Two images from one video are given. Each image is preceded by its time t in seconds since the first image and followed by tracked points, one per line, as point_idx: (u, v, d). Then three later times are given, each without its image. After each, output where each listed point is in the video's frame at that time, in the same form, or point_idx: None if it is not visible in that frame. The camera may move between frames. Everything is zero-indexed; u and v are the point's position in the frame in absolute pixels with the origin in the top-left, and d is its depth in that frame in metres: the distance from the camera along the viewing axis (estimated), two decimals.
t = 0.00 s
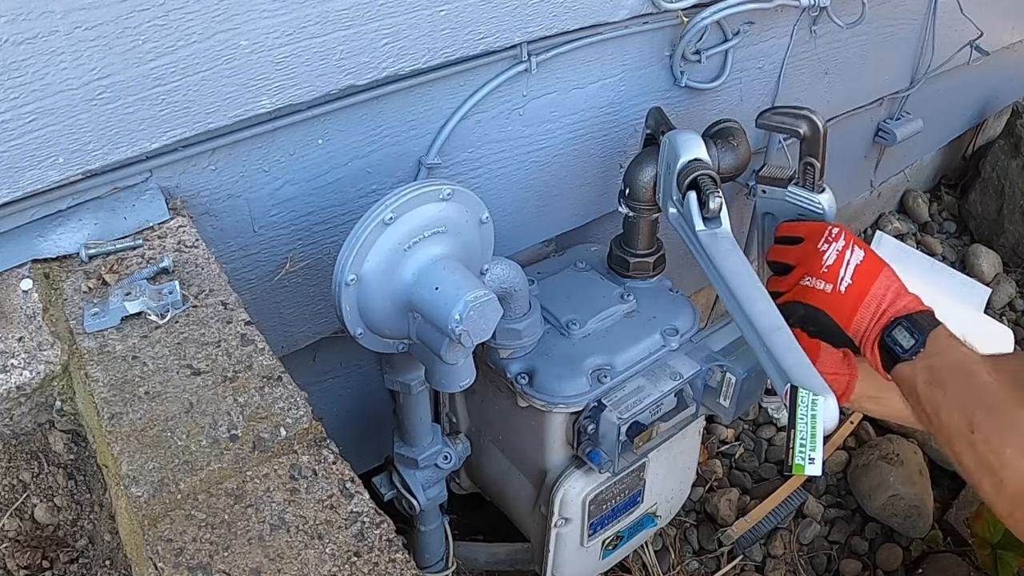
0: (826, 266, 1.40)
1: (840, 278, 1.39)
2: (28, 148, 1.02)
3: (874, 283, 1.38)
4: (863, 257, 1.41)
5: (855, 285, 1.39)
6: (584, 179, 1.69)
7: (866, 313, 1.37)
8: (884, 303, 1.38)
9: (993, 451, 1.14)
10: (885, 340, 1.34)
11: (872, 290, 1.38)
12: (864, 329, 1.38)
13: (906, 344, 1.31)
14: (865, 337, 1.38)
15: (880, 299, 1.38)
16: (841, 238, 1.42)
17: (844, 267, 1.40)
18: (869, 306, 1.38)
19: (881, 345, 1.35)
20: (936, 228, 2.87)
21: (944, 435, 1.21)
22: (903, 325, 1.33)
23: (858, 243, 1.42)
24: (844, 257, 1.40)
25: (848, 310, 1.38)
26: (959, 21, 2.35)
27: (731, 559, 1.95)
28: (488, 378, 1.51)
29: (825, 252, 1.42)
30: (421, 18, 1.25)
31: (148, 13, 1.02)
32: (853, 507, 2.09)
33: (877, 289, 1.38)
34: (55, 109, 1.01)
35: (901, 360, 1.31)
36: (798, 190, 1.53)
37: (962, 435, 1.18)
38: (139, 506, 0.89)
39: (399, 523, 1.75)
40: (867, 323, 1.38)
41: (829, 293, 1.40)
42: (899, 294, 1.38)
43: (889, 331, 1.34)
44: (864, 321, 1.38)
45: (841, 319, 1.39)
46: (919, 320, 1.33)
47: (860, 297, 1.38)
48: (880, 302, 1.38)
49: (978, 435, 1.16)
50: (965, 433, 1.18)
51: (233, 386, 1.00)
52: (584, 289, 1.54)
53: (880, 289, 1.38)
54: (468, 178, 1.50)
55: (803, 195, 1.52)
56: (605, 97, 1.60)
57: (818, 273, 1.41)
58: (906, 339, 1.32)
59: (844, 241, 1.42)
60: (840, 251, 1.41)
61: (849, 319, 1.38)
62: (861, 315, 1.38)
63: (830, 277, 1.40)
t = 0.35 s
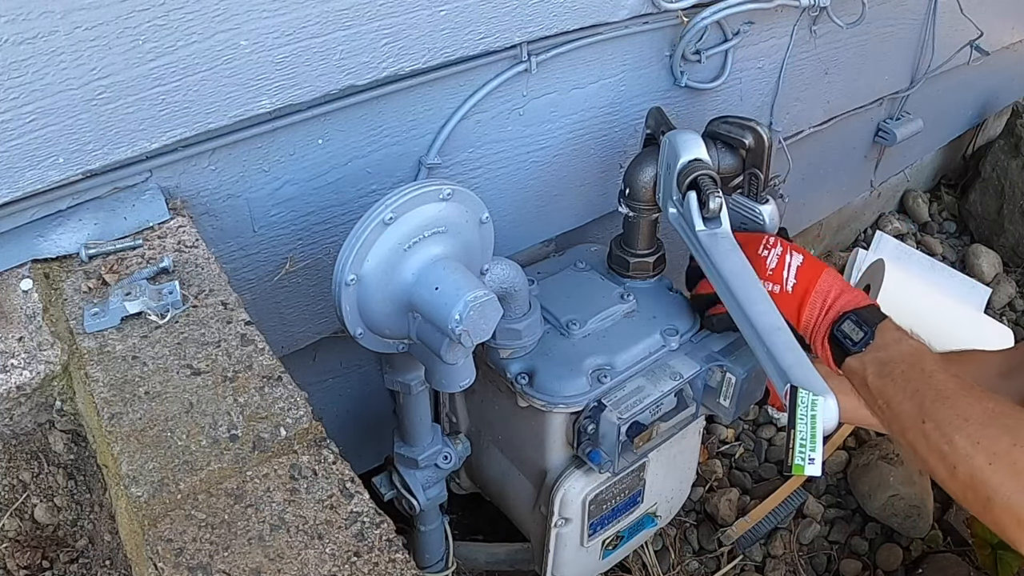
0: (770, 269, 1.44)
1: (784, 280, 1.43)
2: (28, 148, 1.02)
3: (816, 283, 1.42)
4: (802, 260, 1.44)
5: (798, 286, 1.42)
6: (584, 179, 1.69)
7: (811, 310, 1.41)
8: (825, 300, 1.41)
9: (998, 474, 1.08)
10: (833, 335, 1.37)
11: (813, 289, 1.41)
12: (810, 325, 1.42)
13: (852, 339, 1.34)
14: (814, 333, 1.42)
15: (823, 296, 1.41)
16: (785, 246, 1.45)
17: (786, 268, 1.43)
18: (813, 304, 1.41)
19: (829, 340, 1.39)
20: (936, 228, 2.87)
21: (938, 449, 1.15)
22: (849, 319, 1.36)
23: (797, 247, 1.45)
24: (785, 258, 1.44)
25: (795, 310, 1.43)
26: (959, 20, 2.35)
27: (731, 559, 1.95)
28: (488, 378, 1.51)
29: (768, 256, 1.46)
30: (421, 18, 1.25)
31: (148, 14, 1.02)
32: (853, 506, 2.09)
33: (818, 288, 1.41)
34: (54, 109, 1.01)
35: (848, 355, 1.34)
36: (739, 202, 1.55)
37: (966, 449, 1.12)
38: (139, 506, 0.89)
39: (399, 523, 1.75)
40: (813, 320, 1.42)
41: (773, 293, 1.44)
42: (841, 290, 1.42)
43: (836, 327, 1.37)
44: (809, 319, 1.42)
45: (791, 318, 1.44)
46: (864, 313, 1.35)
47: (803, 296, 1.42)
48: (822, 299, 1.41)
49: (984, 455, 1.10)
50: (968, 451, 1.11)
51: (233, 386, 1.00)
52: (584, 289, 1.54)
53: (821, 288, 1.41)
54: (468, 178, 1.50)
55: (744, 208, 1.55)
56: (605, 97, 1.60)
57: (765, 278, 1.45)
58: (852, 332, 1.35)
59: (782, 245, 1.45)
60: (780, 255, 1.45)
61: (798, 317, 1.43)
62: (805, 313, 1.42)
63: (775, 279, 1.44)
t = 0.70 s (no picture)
0: (784, 276, 1.45)
1: (799, 285, 1.43)
2: (27, 148, 1.02)
3: (829, 286, 1.41)
4: (816, 263, 1.44)
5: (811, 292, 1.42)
6: (584, 179, 1.69)
7: (824, 315, 1.41)
8: (841, 303, 1.40)
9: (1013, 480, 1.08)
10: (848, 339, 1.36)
11: (827, 293, 1.41)
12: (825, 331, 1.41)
13: (867, 341, 1.34)
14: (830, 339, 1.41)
15: (838, 299, 1.41)
16: (802, 254, 1.45)
17: (799, 274, 1.43)
18: (827, 309, 1.41)
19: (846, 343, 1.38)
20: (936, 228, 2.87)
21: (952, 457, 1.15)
22: (865, 321, 1.35)
23: (810, 251, 1.46)
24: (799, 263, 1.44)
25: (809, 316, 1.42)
26: (959, 20, 2.35)
27: (731, 559, 1.95)
28: (488, 378, 1.51)
29: (781, 262, 1.46)
30: (421, 18, 1.25)
31: (148, 14, 1.02)
32: (853, 506, 2.09)
33: (833, 291, 1.41)
34: (55, 109, 1.01)
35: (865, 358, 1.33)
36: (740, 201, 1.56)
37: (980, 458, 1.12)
38: (139, 506, 0.90)
39: (399, 523, 1.75)
40: (828, 325, 1.41)
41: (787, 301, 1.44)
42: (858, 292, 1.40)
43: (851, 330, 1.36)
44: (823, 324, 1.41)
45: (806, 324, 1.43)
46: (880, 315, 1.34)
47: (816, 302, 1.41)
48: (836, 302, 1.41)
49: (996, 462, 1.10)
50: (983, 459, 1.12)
51: (233, 386, 1.00)
52: (584, 289, 1.54)
53: (835, 292, 1.41)
54: (468, 178, 1.49)
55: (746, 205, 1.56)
56: (605, 97, 1.60)
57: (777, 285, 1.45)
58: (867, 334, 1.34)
59: (795, 252, 1.46)
60: (794, 260, 1.45)
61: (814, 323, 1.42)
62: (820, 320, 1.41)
63: (789, 286, 1.44)
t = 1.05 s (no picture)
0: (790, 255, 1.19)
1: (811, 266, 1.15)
2: (28, 148, 1.02)
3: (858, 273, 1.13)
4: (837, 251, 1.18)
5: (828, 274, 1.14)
6: (584, 179, 1.69)
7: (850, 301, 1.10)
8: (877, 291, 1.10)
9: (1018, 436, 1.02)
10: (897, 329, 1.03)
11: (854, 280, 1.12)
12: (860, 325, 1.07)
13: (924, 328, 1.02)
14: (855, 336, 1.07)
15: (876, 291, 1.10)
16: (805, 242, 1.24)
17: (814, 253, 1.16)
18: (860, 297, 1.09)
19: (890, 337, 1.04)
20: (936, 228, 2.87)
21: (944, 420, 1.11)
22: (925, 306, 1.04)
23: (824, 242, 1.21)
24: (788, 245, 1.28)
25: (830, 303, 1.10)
26: (959, 20, 2.35)
27: (731, 559, 1.95)
28: (488, 378, 1.51)
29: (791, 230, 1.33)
30: (421, 18, 1.25)
31: (148, 14, 1.02)
32: (853, 507, 2.09)
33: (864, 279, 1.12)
34: (55, 109, 1.01)
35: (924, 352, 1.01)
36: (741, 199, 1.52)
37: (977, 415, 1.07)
38: (139, 506, 0.90)
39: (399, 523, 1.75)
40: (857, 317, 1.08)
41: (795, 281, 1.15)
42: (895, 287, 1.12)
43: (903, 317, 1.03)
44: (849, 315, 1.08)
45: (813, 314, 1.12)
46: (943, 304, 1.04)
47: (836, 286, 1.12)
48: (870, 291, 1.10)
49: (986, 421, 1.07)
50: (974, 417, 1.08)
51: (233, 386, 1.00)
52: (584, 289, 1.53)
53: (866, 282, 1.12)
54: (468, 178, 1.49)
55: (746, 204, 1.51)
56: (605, 97, 1.60)
57: (912, 256, 0.84)
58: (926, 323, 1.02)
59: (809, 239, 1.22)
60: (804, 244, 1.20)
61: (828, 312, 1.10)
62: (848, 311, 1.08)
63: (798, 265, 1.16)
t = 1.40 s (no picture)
0: (739, 284, 1.18)
1: (761, 289, 1.15)
2: (27, 148, 1.02)
3: (814, 282, 1.12)
4: (792, 263, 1.16)
5: (779, 296, 1.13)
6: (584, 179, 1.69)
7: (812, 318, 1.09)
8: (835, 300, 1.08)
9: (1009, 429, 0.90)
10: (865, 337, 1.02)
11: (807, 295, 1.10)
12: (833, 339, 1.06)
13: (891, 326, 1.00)
14: (828, 355, 1.06)
15: (833, 300, 1.09)
16: (755, 254, 1.21)
17: (762, 277, 1.16)
18: (824, 314, 1.08)
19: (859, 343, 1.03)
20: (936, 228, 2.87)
21: (944, 417, 0.95)
22: (892, 303, 1.02)
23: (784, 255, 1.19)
24: (740, 257, 1.23)
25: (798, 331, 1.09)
26: (959, 21, 2.35)
27: (731, 559, 1.95)
28: (488, 378, 1.51)
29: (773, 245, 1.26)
30: (421, 18, 1.25)
31: (147, 14, 1.02)
32: (853, 507, 2.09)
33: (817, 288, 1.11)
34: (54, 109, 1.01)
35: (895, 354, 0.99)
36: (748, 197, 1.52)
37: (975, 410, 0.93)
38: (139, 506, 0.90)
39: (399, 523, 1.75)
40: (826, 334, 1.07)
41: (753, 312, 1.15)
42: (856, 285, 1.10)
43: (869, 321, 1.02)
44: (818, 336, 1.08)
45: (784, 345, 1.11)
46: (910, 297, 1.03)
47: (789, 306, 1.11)
48: (828, 301, 1.09)
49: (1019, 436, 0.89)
50: (990, 423, 0.91)
51: (233, 386, 1.00)
52: (585, 289, 1.54)
53: (820, 291, 1.10)
54: (468, 178, 1.49)
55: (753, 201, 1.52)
56: (605, 97, 1.60)
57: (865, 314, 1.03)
58: (892, 322, 1.01)
59: (763, 252, 1.20)
60: (758, 263, 1.18)
61: (794, 340, 1.10)
62: (818, 332, 1.08)
63: (746, 294, 1.16)
